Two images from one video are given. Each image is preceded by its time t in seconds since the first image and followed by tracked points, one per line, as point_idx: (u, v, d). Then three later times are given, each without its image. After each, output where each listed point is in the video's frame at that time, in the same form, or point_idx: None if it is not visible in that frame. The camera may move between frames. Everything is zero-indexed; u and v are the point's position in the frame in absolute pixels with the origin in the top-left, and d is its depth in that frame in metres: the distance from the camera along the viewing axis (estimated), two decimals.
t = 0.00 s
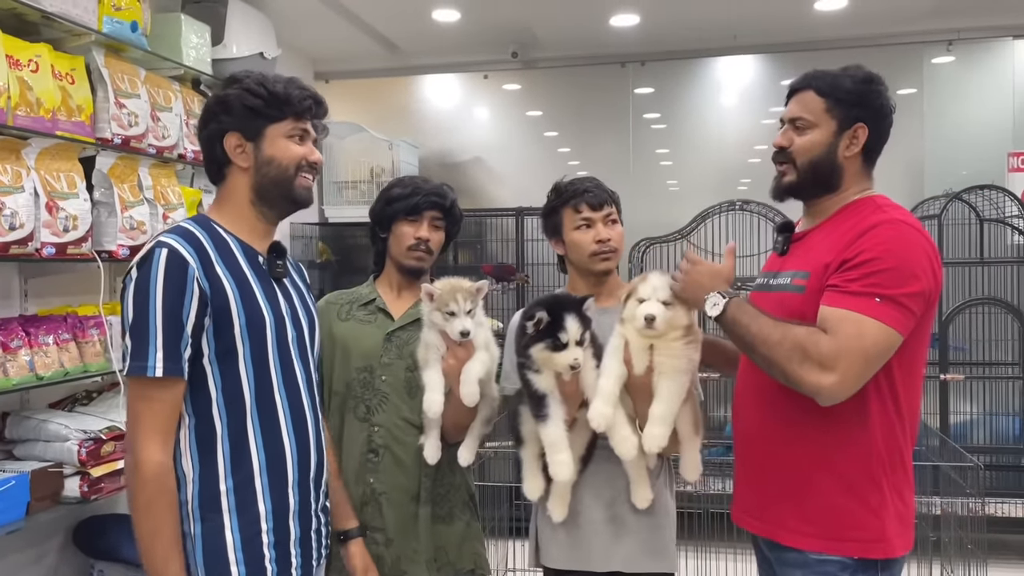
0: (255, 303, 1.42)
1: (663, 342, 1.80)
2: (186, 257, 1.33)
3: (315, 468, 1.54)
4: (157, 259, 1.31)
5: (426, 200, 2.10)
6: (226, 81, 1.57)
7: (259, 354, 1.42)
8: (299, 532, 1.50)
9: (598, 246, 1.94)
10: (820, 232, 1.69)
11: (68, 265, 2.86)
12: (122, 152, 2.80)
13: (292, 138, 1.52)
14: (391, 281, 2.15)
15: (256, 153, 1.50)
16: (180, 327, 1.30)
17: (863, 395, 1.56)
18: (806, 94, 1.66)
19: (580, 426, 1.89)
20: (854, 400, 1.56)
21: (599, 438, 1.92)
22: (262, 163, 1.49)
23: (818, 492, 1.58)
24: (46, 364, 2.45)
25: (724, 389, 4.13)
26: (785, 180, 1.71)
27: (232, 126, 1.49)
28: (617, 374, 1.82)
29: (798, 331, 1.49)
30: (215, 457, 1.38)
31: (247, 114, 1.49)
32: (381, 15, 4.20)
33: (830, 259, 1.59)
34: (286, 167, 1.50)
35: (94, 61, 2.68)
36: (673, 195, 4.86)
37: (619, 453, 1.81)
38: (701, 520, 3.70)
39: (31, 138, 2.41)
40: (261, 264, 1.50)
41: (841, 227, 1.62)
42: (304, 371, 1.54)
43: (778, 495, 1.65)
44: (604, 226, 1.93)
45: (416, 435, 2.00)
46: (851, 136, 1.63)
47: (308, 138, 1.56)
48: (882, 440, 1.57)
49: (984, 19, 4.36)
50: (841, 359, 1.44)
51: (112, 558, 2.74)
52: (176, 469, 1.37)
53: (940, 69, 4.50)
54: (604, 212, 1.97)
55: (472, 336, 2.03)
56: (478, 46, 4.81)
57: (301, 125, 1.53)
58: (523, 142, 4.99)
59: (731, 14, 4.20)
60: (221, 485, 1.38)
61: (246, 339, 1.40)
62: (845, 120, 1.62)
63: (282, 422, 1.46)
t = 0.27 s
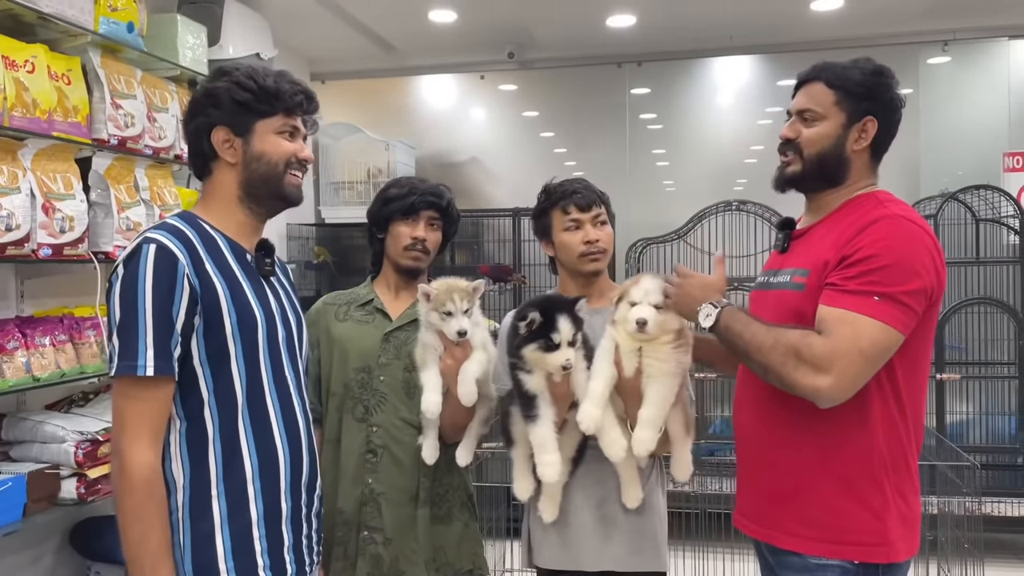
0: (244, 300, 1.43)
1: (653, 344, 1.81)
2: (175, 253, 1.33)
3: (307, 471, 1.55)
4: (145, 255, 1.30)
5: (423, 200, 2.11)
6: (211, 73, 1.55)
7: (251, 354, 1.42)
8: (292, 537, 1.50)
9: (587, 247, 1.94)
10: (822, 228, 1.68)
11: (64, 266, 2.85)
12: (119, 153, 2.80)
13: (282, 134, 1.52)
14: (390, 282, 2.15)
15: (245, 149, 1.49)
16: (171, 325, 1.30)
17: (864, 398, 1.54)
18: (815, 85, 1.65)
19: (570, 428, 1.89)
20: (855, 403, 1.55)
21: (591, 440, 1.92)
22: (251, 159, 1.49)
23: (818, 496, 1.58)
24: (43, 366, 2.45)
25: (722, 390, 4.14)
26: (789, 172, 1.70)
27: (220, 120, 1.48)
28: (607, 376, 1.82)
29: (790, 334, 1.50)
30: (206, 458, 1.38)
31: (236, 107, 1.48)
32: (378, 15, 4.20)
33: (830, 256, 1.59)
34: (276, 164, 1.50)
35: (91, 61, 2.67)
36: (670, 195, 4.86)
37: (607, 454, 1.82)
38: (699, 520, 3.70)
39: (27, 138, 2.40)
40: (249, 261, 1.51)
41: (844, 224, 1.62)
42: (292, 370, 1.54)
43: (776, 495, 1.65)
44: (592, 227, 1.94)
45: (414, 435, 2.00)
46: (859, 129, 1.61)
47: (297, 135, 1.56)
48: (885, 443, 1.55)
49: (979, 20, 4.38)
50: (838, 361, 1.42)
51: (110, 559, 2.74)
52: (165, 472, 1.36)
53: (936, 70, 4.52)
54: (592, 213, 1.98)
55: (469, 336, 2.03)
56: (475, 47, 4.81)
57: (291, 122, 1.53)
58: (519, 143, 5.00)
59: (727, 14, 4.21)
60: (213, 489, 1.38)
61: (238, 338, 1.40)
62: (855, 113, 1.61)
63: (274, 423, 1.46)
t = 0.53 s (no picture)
0: (245, 303, 1.43)
1: (644, 344, 1.83)
2: (180, 256, 1.32)
3: (302, 472, 1.56)
4: (151, 256, 1.29)
5: (421, 199, 2.11)
6: (203, 69, 1.55)
7: (252, 357, 1.42)
8: (288, 539, 1.51)
9: (572, 249, 1.96)
10: (824, 222, 1.68)
11: (62, 266, 2.85)
12: (117, 153, 2.79)
13: (277, 130, 1.52)
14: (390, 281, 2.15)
15: (240, 145, 1.49)
16: (177, 328, 1.29)
17: (864, 398, 1.55)
18: (814, 81, 1.65)
19: (563, 426, 1.90)
20: (855, 404, 1.56)
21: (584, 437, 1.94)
22: (246, 155, 1.49)
23: (820, 498, 1.58)
24: (41, 365, 2.45)
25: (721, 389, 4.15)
26: (789, 168, 1.71)
27: (214, 117, 1.48)
28: (600, 375, 1.82)
29: (783, 337, 1.51)
30: (208, 462, 1.37)
31: (230, 103, 1.48)
32: (376, 15, 4.19)
33: (826, 255, 1.59)
34: (273, 160, 1.50)
35: (89, 61, 2.67)
36: (668, 194, 4.87)
37: (600, 451, 1.82)
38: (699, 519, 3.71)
39: (25, 138, 2.40)
40: (245, 262, 1.51)
41: (842, 221, 1.62)
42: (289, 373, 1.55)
43: (781, 497, 1.65)
44: (579, 228, 1.95)
45: (414, 434, 2.00)
46: (859, 125, 1.62)
47: (292, 131, 1.57)
48: (886, 443, 1.56)
49: (975, 19, 4.39)
50: (829, 363, 1.44)
51: (109, 559, 2.73)
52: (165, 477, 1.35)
53: (933, 69, 4.53)
54: (580, 215, 1.98)
55: (468, 333, 2.05)
56: (473, 46, 4.81)
57: (286, 118, 1.54)
58: (517, 142, 5.00)
59: (724, 14, 4.22)
60: (212, 493, 1.38)
61: (238, 341, 1.40)
62: (854, 109, 1.61)
63: (271, 426, 1.47)
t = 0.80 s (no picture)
0: (247, 305, 1.44)
1: (639, 342, 1.84)
2: (186, 261, 1.32)
3: (297, 471, 1.57)
4: (156, 261, 1.28)
5: (417, 197, 2.11)
6: (193, 64, 1.53)
7: (253, 359, 1.43)
8: (285, 537, 1.52)
9: (566, 249, 1.96)
10: (821, 225, 1.69)
11: (59, 266, 2.84)
12: (115, 152, 2.79)
13: (272, 123, 1.52)
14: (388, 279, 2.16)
15: (236, 141, 1.49)
16: (185, 333, 1.29)
17: (864, 399, 1.55)
18: (800, 85, 1.65)
19: (558, 422, 1.93)
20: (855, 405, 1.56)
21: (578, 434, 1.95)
22: (243, 151, 1.49)
23: (821, 498, 1.59)
24: (39, 365, 2.44)
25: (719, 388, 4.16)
26: (786, 176, 1.71)
27: (209, 113, 1.47)
28: (598, 374, 1.84)
29: (784, 344, 1.51)
30: (211, 464, 1.38)
31: (225, 97, 1.48)
32: (374, 14, 4.19)
33: (826, 259, 1.59)
34: (270, 154, 1.51)
35: (87, 61, 2.67)
36: (666, 193, 4.88)
37: (597, 446, 1.83)
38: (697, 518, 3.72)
39: (24, 138, 2.40)
40: (244, 261, 1.51)
41: (841, 223, 1.62)
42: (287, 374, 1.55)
43: (782, 497, 1.65)
44: (572, 229, 1.95)
45: (413, 432, 2.00)
46: (851, 125, 1.62)
47: (286, 125, 1.57)
48: (886, 444, 1.56)
49: (972, 18, 4.40)
50: (829, 372, 1.44)
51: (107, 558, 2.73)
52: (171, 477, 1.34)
53: (930, 68, 4.54)
54: (573, 215, 1.98)
55: (466, 331, 2.08)
56: (471, 46, 4.81)
57: (280, 112, 1.54)
58: (516, 141, 5.01)
59: (722, 13, 4.22)
60: (213, 493, 1.38)
61: (241, 343, 1.41)
62: (843, 110, 1.61)
63: (271, 426, 1.47)
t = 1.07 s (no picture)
0: (244, 303, 1.44)
1: (639, 343, 1.84)
2: (176, 263, 1.32)
3: (298, 467, 1.57)
4: (145, 265, 1.30)
5: (415, 197, 2.12)
6: (184, 66, 1.53)
7: (251, 358, 1.43)
8: (286, 533, 1.53)
9: (562, 249, 1.98)
10: (820, 226, 1.70)
11: (58, 266, 2.85)
12: (114, 152, 2.80)
13: (265, 122, 1.53)
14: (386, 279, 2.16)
15: (231, 141, 1.49)
16: (177, 334, 1.30)
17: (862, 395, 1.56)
18: (800, 86, 1.66)
19: (555, 420, 1.93)
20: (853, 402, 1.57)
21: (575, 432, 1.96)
22: (237, 151, 1.49)
23: (818, 495, 1.60)
24: (39, 365, 2.45)
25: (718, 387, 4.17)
26: (787, 177, 1.72)
27: (203, 114, 1.48)
28: (600, 375, 1.84)
29: (789, 345, 1.51)
30: (209, 462, 1.39)
31: (217, 98, 1.48)
32: (372, 14, 4.20)
33: (827, 260, 1.60)
34: (264, 154, 1.51)
35: (86, 61, 2.68)
36: (664, 193, 4.89)
37: (593, 444, 1.85)
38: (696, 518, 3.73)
39: (23, 138, 2.40)
40: (240, 259, 1.52)
41: (842, 224, 1.62)
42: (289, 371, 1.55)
43: (781, 493, 1.66)
44: (569, 229, 1.97)
45: (412, 432, 2.01)
46: (850, 126, 1.62)
47: (279, 123, 1.57)
48: (884, 439, 1.57)
49: (969, 18, 4.41)
50: (835, 371, 1.45)
51: (107, 558, 2.73)
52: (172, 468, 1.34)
53: (928, 67, 4.55)
54: (570, 215, 1.99)
55: (465, 330, 2.05)
56: (470, 46, 4.82)
57: (272, 110, 1.54)
58: (514, 141, 5.01)
59: (719, 13, 4.23)
60: (212, 489, 1.39)
61: (238, 342, 1.41)
62: (843, 111, 1.62)
63: (271, 424, 1.47)
